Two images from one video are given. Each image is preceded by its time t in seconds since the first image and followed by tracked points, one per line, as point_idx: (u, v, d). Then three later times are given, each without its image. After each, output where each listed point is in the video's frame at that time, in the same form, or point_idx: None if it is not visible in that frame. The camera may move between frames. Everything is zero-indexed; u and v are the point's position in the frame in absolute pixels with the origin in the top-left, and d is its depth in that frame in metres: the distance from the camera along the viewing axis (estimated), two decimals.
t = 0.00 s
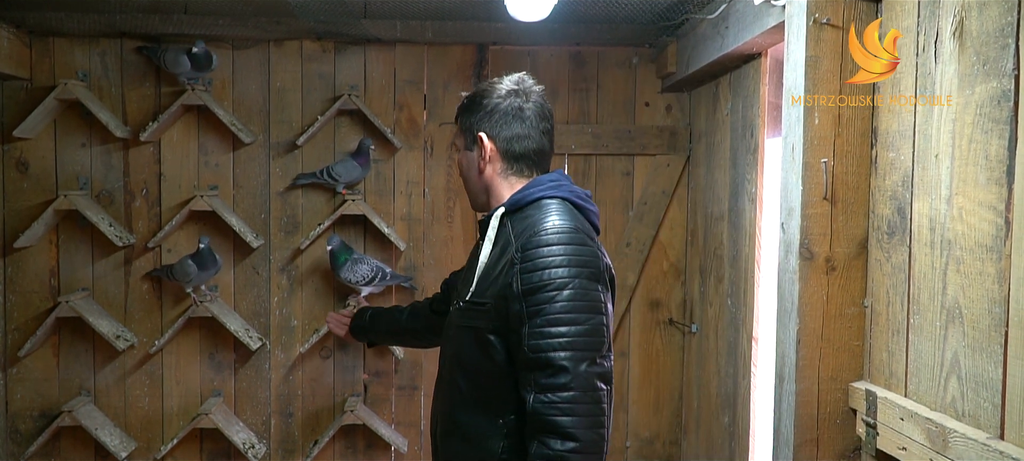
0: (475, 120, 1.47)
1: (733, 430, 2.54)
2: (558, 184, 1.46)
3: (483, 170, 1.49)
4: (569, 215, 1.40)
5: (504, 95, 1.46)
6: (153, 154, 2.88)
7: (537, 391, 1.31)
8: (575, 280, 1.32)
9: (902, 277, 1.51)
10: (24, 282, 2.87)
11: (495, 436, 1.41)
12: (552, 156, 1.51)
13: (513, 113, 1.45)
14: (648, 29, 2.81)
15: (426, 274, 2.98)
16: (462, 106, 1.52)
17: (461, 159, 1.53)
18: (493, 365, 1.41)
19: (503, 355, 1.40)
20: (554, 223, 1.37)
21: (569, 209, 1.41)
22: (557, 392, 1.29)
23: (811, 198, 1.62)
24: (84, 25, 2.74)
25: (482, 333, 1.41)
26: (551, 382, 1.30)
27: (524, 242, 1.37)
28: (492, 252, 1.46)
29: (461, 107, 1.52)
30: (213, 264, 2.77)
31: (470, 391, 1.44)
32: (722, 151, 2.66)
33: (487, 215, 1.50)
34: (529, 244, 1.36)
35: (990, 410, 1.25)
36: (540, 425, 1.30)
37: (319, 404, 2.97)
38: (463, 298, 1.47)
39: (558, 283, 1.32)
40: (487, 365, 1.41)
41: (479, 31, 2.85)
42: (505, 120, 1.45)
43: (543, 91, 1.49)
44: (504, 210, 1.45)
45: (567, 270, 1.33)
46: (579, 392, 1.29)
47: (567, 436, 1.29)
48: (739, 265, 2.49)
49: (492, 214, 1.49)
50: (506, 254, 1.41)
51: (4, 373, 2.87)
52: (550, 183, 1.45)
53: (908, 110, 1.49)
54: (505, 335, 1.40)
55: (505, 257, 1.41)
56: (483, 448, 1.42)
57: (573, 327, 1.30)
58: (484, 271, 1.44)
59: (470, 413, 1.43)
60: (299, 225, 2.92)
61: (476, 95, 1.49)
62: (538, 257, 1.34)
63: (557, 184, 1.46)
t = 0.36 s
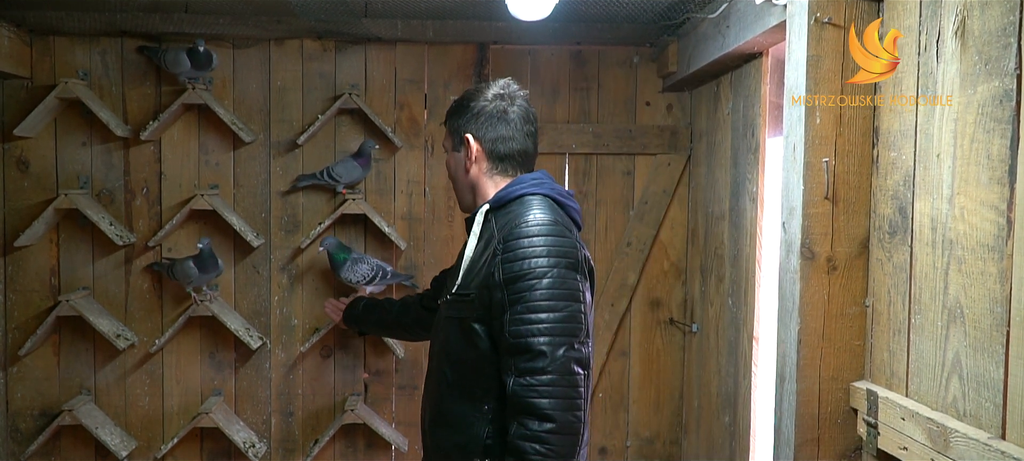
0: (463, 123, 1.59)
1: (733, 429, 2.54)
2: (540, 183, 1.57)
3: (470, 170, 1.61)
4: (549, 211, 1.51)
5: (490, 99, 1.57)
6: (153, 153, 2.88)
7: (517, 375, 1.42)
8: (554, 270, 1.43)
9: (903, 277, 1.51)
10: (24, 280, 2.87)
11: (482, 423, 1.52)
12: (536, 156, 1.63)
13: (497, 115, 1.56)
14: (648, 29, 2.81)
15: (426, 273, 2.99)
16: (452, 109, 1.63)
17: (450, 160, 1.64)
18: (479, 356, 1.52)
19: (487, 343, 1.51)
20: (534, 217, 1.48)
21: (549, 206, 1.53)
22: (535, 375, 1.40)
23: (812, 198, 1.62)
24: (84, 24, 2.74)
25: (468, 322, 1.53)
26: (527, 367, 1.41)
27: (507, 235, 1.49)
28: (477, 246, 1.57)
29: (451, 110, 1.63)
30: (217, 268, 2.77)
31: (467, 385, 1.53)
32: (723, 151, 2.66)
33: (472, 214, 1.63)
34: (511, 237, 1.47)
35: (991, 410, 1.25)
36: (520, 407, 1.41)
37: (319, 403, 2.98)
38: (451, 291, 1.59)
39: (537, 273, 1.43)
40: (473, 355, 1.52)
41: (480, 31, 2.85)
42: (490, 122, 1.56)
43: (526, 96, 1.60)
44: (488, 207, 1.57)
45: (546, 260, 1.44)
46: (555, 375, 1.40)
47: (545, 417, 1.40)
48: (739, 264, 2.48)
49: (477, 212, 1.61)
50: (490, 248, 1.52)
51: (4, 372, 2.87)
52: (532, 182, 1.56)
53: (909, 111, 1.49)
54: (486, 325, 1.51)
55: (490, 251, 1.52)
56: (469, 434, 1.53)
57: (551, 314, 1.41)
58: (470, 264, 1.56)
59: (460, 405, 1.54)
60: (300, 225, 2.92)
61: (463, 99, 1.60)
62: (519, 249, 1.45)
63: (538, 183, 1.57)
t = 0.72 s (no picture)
0: (456, 121, 1.61)
1: (733, 428, 2.53)
2: (530, 177, 1.59)
3: (462, 169, 1.62)
4: (538, 201, 1.53)
5: (483, 99, 1.59)
6: (152, 153, 2.88)
7: (508, 359, 1.43)
8: (543, 256, 1.46)
9: (902, 275, 1.51)
10: (24, 280, 2.87)
11: (473, 412, 1.53)
12: (527, 157, 1.64)
13: (490, 115, 1.58)
14: (647, 28, 2.81)
15: (426, 273, 2.98)
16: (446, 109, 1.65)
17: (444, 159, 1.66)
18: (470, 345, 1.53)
19: (479, 333, 1.52)
20: (523, 207, 1.50)
21: (540, 197, 1.55)
22: (526, 358, 1.42)
23: (811, 197, 1.62)
24: (83, 24, 2.74)
25: (459, 312, 1.56)
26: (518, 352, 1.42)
27: (497, 225, 1.50)
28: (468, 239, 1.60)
29: (445, 110, 1.65)
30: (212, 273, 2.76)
31: (462, 379, 1.55)
32: (722, 150, 2.66)
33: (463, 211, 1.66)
34: (501, 226, 1.49)
35: (990, 409, 1.25)
36: (512, 390, 1.42)
37: (318, 403, 2.97)
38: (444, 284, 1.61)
39: (528, 259, 1.45)
40: (464, 344, 1.54)
41: (479, 30, 2.85)
42: (483, 122, 1.58)
43: (518, 97, 1.62)
44: (479, 201, 1.59)
45: (537, 247, 1.46)
46: (545, 358, 1.42)
47: (537, 400, 1.41)
48: (739, 263, 2.48)
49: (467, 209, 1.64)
50: (480, 238, 1.54)
51: (4, 372, 2.87)
52: (522, 176, 1.58)
53: (908, 109, 1.49)
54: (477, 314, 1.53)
55: (480, 242, 1.54)
56: (461, 424, 1.54)
57: (541, 299, 1.43)
58: (461, 256, 1.59)
59: (454, 395, 1.55)
60: (299, 225, 2.92)
61: (457, 99, 1.62)
62: (510, 237, 1.47)
63: (528, 177, 1.59)
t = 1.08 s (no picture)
0: (460, 119, 1.62)
1: (733, 428, 2.53)
2: (526, 175, 1.60)
3: (464, 166, 1.64)
4: (533, 198, 1.54)
5: (487, 98, 1.60)
6: (152, 153, 2.87)
7: (498, 353, 1.46)
8: (536, 253, 1.48)
9: (902, 274, 1.50)
10: (24, 280, 2.87)
11: (463, 406, 1.55)
12: (528, 158, 1.66)
13: (493, 115, 1.59)
14: (647, 28, 2.81)
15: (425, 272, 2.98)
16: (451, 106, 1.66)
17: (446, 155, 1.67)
18: (462, 340, 1.55)
19: (470, 327, 1.55)
20: (519, 204, 1.52)
21: (535, 194, 1.56)
22: (515, 352, 1.44)
23: (811, 196, 1.62)
24: (82, 24, 2.74)
25: (450, 306, 1.58)
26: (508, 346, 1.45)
27: (491, 221, 1.52)
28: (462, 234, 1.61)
29: (450, 107, 1.66)
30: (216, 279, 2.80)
31: (459, 376, 1.55)
32: (722, 149, 2.66)
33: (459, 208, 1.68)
34: (495, 222, 1.51)
35: (990, 408, 1.25)
36: (500, 383, 1.45)
37: (318, 403, 2.97)
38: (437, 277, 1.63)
39: (520, 256, 1.47)
40: (457, 338, 1.56)
41: (478, 30, 2.85)
42: (486, 121, 1.59)
43: (522, 99, 1.64)
44: (475, 198, 1.61)
45: (530, 244, 1.48)
46: (534, 352, 1.44)
47: (525, 394, 1.44)
48: (739, 262, 2.48)
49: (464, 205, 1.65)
50: (475, 234, 1.55)
51: (4, 372, 2.87)
52: (519, 175, 1.59)
53: (907, 109, 1.48)
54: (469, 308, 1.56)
55: (474, 237, 1.56)
56: (451, 417, 1.56)
57: (532, 295, 1.45)
58: (455, 251, 1.60)
59: (449, 391, 1.57)
60: (299, 224, 2.92)
61: (461, 97, 1.64)
62: (503, 233, 1.49)
63: (525, 176, 1.60)
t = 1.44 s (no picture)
0: (472, 118, 1.63)
1: (733, 427, 2.53)
2: (530, 175, 1.60)
3: (473, 163, 1.65)
4: (536, 196, 1.54)
5: (500, 100, 1.62)
6: (152, 153, 2.87)
7: (493, 346, 1.46)
8: (536, 250, 1.48)
9: (902, 274, 1.50)
10: (23, 281, 2.87)
11: (456, 398, 1.55)
12: (536, 162, 1.67)
13: (506, 117, 1.61)
14: (647, 27, 2.81)
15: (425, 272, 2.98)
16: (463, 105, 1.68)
17: (456, 153, 1.69)
18: (458, 332, 1.56)
19: (466, 319, 1.55)
20: (521, 201, 1.52)
21: (538, 192, 1.56)
22: (510, 346, 1.44)
23: (810, 195, 1.62)
24: (81, 24, 2.74)
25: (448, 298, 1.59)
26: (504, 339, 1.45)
27: (494, 217, 1.52)
28: (464, 229, 1.62)
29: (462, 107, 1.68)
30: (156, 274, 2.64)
31: (458, 375, 1.55)
32: (721, 148, 2.66)
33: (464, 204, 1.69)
34: (497, 218, 1.51)
35: (990, 407, 1.25)
36: (494, 376, 1.45)
37: (318, 403, 2.97)
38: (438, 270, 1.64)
39: (521, 251, 1.47)
40: (453, 331, 1.57)
41: (477, 29, 2.85)
42: (498, 121, 1.60)
43: (534, 103, 1.65)
44: (479, 194, 1.61)
45: (531, 240, 1.48)
46: (529, 347, 1.44)
47: (518, 387, 1.44)
48: (738, 261, 2.48)
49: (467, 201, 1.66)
50: (477, 229, 1.56)
51: (4, 373, 2.87)
52: (524, 175, 1.59)
53: (907, 109, 1.48)
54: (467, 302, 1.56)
55: (476, 232, 1.56)
56: (444, 409, 1.56)
57: (530, 290, 1.46)
58: (456, 245, 1.61)
59: (446, 387, 1.56)
60: (298, 224, 2.92)
61: (476, 97, 1.65)
62: (503, 228, 1.49)
63: (529, 175, 1.60)
